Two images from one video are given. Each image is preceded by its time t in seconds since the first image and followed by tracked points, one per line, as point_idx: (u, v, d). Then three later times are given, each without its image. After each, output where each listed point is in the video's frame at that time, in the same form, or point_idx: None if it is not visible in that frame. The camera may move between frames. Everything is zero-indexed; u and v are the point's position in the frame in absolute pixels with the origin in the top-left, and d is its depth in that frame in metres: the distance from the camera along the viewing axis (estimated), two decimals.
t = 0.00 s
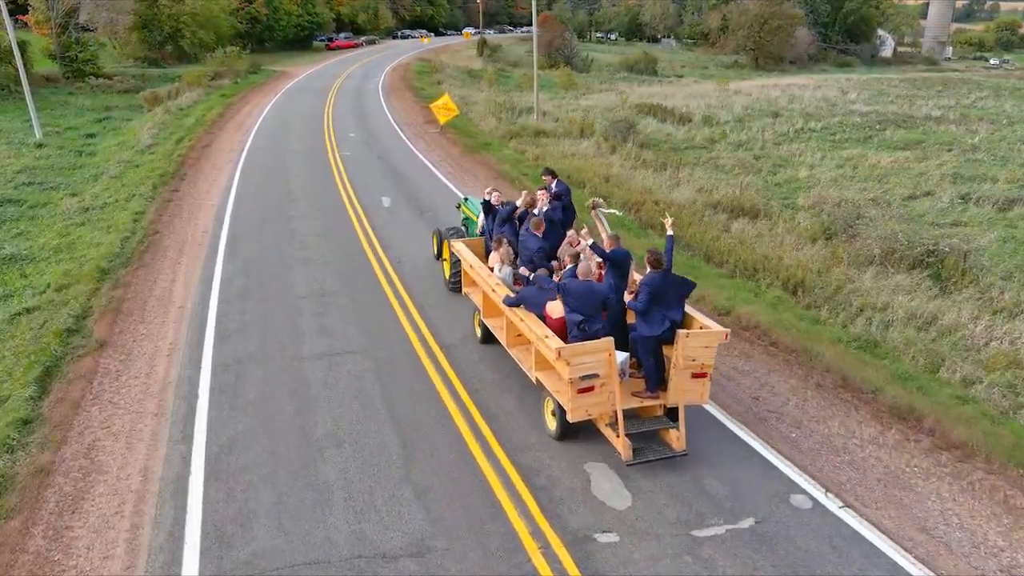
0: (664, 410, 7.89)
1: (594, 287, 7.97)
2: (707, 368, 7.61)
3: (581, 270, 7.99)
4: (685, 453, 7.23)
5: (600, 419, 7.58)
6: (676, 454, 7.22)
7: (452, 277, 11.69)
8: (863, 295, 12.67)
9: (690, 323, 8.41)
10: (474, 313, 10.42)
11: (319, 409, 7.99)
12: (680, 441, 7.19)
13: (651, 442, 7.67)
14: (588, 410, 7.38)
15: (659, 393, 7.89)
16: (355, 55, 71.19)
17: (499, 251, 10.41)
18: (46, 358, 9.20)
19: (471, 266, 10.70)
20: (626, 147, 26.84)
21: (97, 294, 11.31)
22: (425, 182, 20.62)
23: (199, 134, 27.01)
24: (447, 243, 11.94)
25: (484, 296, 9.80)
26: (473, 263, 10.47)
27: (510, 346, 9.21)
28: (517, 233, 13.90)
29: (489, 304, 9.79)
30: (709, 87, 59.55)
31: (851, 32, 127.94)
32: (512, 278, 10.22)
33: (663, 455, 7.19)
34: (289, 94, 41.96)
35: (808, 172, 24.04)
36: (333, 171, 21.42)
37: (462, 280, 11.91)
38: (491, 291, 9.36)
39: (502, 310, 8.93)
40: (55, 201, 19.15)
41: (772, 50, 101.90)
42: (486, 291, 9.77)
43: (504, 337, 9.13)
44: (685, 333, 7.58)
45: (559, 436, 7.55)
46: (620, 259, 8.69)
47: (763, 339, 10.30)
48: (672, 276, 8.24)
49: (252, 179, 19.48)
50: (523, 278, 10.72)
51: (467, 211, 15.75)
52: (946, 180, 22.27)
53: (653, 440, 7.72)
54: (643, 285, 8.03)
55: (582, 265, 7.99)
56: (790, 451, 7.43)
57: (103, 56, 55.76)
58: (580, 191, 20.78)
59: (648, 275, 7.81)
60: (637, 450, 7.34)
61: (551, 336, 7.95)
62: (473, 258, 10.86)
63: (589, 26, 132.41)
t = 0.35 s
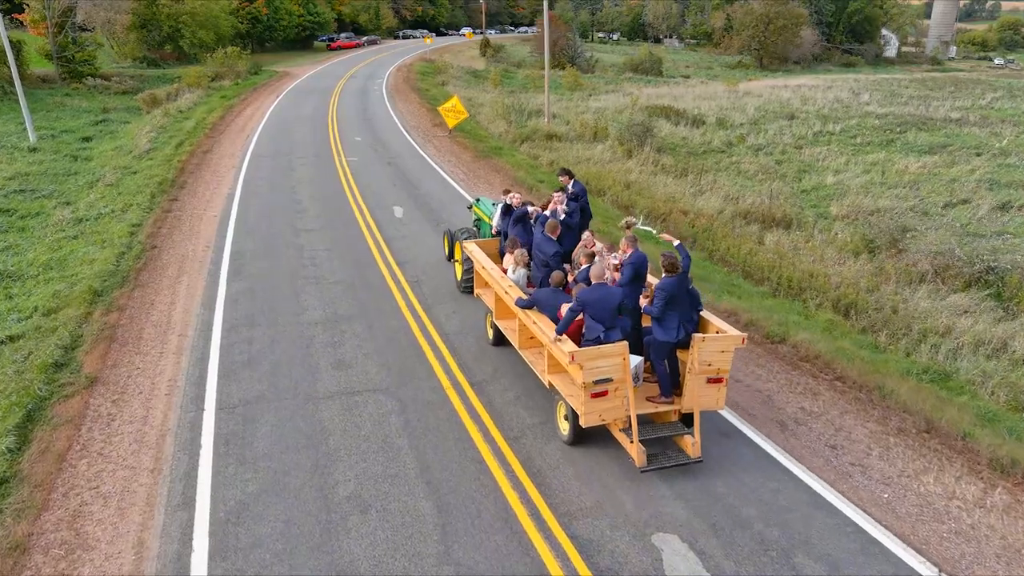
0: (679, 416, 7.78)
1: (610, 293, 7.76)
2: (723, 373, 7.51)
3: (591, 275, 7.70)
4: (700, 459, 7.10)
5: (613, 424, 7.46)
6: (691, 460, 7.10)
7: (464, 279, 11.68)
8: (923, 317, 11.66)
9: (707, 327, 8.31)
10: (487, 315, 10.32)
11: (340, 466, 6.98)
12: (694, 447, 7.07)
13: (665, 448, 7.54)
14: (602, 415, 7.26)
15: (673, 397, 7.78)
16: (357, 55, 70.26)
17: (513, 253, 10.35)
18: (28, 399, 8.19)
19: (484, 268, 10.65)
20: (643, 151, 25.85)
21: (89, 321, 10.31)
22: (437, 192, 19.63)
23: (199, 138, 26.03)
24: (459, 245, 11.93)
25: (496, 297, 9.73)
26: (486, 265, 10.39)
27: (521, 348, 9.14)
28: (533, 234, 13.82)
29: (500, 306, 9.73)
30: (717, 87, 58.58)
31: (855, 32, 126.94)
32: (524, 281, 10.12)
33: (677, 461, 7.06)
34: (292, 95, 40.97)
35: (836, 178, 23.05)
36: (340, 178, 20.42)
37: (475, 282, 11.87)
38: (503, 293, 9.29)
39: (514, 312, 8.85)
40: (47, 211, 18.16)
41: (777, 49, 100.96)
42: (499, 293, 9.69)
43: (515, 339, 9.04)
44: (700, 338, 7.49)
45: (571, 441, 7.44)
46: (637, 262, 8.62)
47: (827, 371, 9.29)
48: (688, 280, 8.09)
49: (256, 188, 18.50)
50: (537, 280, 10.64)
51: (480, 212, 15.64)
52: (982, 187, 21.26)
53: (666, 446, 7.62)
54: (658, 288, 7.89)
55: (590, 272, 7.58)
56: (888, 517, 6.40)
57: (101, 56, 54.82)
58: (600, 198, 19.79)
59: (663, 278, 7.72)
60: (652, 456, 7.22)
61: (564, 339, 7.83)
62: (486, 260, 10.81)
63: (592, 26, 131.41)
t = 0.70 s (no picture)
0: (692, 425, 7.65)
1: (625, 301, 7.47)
2: (737, 381, 7.38)
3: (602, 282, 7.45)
4: (712, 469, 7.03)
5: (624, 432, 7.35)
6: (703, 470, 7.02)
7: (471, 282, 11.60)
8: (992, 348, 10.60)
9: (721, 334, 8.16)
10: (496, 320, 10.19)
11: (364, 556, 5.83)
12: (707, 456, 6.98)
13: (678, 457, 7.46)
14: (613, 423, 7.15)
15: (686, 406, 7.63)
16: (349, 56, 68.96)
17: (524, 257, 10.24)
18: None
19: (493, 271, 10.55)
20: (655, 157, 24.77)
21: (68, 362, 9.14)
22: (443, 206, 18.53)
23: (189, 144, 24.82)
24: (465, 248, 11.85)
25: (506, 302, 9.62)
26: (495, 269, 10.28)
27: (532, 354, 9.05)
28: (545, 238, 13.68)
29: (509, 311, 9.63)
30: (716, 88, 57.64)
31: (849, 31, 126.33)
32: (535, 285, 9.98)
33: (689, 470, 6.98)
34: (285, 98, 39.74)
35: (859, 186, 22.03)
36: (341, 190, 19.25)
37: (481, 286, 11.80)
38: (513, 298, 9.18)
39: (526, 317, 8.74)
40: (27, 227, 16.96)
41: (772, 49, 100.23)
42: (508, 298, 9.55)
43: (526, 344, 8.95)
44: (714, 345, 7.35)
45: (582, 449, 7.38)
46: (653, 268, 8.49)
47: (906, 418, 8.20)
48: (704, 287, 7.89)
49: (251, 202, 17.32)
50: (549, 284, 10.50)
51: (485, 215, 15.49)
52: (1015, 195, 20.27)
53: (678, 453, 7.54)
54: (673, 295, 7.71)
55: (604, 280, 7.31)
56: None
57: (86, 57, 53.37)
58: (616, 210, 18.71)
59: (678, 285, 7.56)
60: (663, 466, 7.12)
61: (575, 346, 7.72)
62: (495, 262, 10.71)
63: (585, 26, 130.32)
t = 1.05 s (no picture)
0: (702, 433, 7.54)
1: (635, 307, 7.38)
2: (747, 389, 7.27)
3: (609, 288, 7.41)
4: (722, 478, 6.95)
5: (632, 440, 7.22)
6: (713, 478, 6.95)
7: (472, 286, 11.48)
8: None
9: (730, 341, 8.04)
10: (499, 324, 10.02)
11: None
12: (717, 465, 6.91)
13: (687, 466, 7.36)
14: (621, 432, 7.02)
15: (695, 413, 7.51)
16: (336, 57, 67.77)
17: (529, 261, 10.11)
18: None
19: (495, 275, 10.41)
20: (660, 163, 23.89)
21: (40, 413, 8.06)
22: (445, 218, 17.45)
23: (173, 151, 23.66)
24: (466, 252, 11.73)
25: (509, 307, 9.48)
26: (497, 272, 10.12)
27: (536, 360, 8.91)
28: (550, 241, 13.48)
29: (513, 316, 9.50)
30: (709, 89, 56.96)
31: (835, 31, 126.40)
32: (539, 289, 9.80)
33: (699, 480, 6.89)
34: (272, 100, 38.57)
35: (874, 193, 21.24)
36: (337, 201, 18.13)
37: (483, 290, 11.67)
38: (518, 303, 9.03)
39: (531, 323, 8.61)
40: None
41: (760, 50, 100.02)
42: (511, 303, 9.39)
43: (531, 351, 8.81)
44: (723, 352, 7.25)
45: (589, 457, 7.26)
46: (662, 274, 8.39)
47: (996, 473, 7.26)
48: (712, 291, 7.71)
49: (241, 216, 16.23)
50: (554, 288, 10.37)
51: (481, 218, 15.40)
52: None
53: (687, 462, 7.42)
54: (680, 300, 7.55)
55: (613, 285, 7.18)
56: None
57: (65, 59, 51.86)
58: (627, 220, 17.76)
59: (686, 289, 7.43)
60: (673, 475, 7.02)
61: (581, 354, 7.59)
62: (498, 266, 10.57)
63: (571, 26, 129.61)
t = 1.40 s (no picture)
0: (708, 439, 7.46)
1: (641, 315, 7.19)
2: (753, 395, 7.21)
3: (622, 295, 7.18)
4: (729, 485, 6.86)
5: (637, 447, 7.22)
6: (720, 485, 6.87)
7: (468, 290, 11.37)
8: None
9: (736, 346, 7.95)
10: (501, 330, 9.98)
11: None
12: (724, 470, 6.83)
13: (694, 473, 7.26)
14: (627, 438, 7.02)
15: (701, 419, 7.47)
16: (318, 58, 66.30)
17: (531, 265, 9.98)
18: None
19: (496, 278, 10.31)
20: (664, 169, 22.96)
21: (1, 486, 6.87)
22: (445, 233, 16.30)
23: (151, 160, 22.35)
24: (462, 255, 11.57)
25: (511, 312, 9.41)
26: (498, 277, 10.09)
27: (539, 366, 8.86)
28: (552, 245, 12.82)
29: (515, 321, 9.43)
30: (697, 90, 56.24)
31: (816, 31, 126.52)
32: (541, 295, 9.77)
33: (707, 486, 6.82)
34: (253, 104, 37.23)
35: (889, 200, 20.43)
36: (330, 215, 16.91)
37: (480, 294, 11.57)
38: (521, 308, 8.94)
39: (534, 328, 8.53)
40: None
41: (743, 50, 99.74)
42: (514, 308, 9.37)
43: (535, 356, 8.73)
44: (731, 359, 7.16)
45: (594, 464, 7.25)
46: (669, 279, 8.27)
47: None
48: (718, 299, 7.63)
49: (227, 232, 15.05)
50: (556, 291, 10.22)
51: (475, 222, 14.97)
52: None
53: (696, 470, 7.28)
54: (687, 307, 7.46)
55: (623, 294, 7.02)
56: None
57: (36, 61, 50.06)
58: (639, 233, 16.72)
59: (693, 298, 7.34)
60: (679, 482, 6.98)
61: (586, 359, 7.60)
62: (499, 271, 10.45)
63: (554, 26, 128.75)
